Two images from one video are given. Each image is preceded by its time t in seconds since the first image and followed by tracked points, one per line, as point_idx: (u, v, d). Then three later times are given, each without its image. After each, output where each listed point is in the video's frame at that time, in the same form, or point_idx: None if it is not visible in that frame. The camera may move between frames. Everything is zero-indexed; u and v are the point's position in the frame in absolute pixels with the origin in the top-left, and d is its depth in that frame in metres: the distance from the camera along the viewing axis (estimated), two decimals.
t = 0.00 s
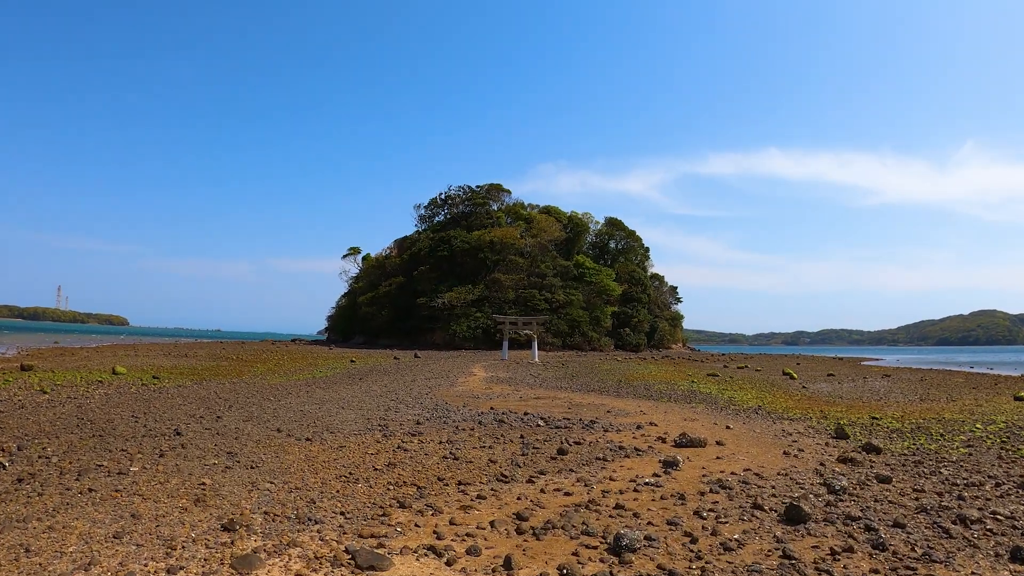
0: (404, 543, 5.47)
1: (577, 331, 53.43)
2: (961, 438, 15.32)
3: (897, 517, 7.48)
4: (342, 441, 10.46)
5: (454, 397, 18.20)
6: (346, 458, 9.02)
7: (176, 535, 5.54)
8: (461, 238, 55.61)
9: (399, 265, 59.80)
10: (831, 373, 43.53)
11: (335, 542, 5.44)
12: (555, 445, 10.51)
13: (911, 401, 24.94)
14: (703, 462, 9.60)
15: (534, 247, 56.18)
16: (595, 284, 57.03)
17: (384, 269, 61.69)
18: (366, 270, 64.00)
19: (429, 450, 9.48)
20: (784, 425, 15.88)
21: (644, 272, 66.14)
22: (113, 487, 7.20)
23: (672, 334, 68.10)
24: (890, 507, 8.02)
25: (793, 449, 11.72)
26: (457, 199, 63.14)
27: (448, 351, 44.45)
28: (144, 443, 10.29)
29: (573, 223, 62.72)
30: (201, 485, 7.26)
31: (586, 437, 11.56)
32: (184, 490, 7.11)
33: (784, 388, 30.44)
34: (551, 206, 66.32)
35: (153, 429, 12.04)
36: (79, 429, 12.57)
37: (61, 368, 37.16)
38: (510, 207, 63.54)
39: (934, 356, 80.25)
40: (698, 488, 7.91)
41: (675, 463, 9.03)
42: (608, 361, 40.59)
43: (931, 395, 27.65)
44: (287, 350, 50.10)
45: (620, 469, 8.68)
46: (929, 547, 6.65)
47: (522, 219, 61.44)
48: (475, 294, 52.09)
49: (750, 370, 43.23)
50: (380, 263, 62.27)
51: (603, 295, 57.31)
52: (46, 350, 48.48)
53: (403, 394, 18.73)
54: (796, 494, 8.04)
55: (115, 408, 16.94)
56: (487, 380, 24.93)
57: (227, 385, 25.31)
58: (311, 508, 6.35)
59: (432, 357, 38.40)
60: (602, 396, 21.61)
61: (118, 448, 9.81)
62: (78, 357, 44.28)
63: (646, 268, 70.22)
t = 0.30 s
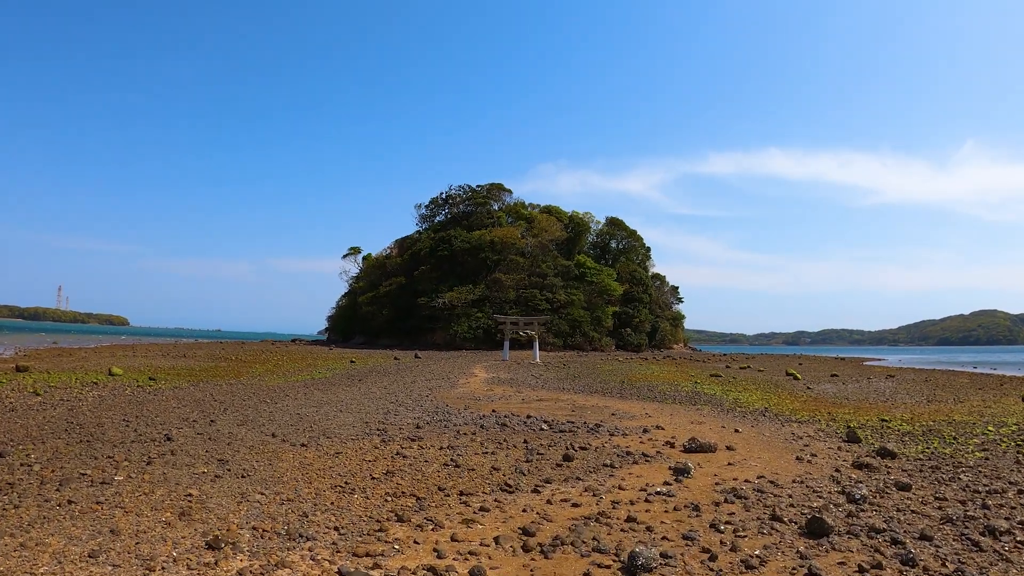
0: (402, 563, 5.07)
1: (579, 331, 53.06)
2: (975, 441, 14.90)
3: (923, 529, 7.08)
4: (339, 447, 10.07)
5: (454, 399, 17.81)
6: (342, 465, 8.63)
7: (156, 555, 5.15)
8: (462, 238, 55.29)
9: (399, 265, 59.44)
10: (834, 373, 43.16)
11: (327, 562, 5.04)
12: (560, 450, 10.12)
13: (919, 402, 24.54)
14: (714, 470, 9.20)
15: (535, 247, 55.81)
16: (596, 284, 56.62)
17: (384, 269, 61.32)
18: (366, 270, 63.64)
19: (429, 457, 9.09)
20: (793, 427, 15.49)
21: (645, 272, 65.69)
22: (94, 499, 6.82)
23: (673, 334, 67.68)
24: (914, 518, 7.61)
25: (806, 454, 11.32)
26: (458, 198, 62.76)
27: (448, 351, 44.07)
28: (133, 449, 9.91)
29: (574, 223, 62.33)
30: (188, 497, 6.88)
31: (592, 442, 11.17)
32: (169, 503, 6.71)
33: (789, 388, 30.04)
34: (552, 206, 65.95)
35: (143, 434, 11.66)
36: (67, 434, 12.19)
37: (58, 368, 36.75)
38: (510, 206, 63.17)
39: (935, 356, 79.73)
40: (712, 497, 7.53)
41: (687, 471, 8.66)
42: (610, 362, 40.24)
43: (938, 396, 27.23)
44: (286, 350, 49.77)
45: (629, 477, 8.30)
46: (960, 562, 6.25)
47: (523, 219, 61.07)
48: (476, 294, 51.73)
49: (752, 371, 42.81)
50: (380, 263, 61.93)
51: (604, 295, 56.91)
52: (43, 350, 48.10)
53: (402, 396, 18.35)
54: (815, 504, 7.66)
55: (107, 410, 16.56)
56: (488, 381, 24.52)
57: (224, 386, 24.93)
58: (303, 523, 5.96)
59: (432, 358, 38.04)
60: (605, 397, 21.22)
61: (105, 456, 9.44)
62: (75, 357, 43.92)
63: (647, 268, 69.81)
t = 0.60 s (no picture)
0: None
1: (578, 330, 52.66)
2: (987, 441, 14.50)
3: (948, 536, 6.71)
4: (332, 449, 9.70)
5: (453, 399, 17.39)
6: (335, 469, 8.25)
7: (130, 568, 4.77)
8: (460, 237, 55.03)
9: (398, 264, 58.99)
10: (836, 373, 42.77)
11: None
12: (562, 452, 9.75)
13: (924, 402, 24.17)
14: (723, 472, 8.84)
15: (534, 246, 55.41)
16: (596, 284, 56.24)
17: (382, 268, 60.86)
18: (365, 270, 63.21)
19: (427, 460, 8.71)
20: (800, 428, 15.09)
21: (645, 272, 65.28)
22: (70, 507, 6.44)
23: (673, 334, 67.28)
24: (936, 523, 7.24)
25: (816, 456, 10.96)
26: (457, 197, 62.36)
27: (447, 351, 43.66)
28: (117, 452, 9.54)
29: (573, 223, 61.92)
30: (170, 504, 6.48)
31: (595, 443, 10.80)
32: (148, 511, 6.33)
33: (791, 388, 29.63)
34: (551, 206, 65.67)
35: (130, 436, 11.27)
36: (51, 435, 11.77)
37: (51, 368, 36.25)
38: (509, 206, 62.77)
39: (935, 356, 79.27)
40: (724, 503, 7.16)
41: (696, 475, 8.30)
42: (610, 362, 39.86)
43: (943, 396, 26.84)
44: (284, 350, 49.32)
45: (635, 481, 7.93)
46: (991, 571, 5.87)
47: (522, 218, 60.66)
48: (475, 293, 51.34)
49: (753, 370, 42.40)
50: (379, 263, 61.49)
51: (603, 295, 56.54)
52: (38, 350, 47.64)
53: (400, 397, 17.95)
54: (832, 509, 7.29)
55: (97, 411, 16.12)
56: (487, 382, 24.07)
57: (218, 387, 24.49)
58: (291, 532, 5.58)
59: (431, 358, 37.61)
60: (606, 397, 20.82)
61: (87, 459, 9.06)
62: (70, 357, 43.44)
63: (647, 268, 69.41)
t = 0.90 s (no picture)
0: None
1: (577, 330, 52.31)
2: (997, 443, 14.15)
3: (973, 548, 6.36)
4: (325, 456, 9.31)
5: (451, 401, 17.03)
6: (326, 477, 7.87)
7: None
8: (458, 236, 54.64)
9: (396, 264, 58.53)
10: (836, 372, 42.46)
11: None
12: (564, 458, 9.39)
13: (929, 402, 23.82)
14: (733, 479, 8.49)
15: (532, 245, 55.05)
16: (594, 283, 55.90)
17: (380, 268, 60.43)
18: (363, 269, 62.79)
19: (424, 467, 8.34)
20: (806, 430, 14.74)
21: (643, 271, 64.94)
22: (44, 521, 6.10)
23: (671, 334, 66.95)
24: (959, 534, 6.89)
25: (827, 461, 10.61)
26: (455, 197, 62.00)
27: (445, 351, 43.28)
28: (101, 460, 9.17)
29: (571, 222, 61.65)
30: (150, 518, 6.12)
31: (598, 448, 10.43)
32: (126, 526, 5.97)
33: (792, 388, 29.25)
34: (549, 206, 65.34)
35: (116, 442, 10.88)
36: (35, 440, 11.40)
37: (44, 369, 35.79)
38: (508, 205, 62.44)
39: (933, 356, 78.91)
40: (737, 513, 6.82)
41: (705, 482, 7.97)
42: (609, 362, 39.56)
43: (946, 396, 26.52)
44: (281, 350, 48.84)
45: (642, 490, 7.58)
46: None
47: (520, 217, 60.29)
48: (473, 293, 50.97)
49: (753, 370, 42.04)
50: (376, 262, 61.05)
51: (602, 294, 56.21)
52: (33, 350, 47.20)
53: (396, 399, 17.56)
54: (850, 520, 6.94)
55: (85, 414, 15.71)
56: (486, 382, 23.73)
57: (212, 388, 24.06)
58: (276, 549, 5.21)
59: (428, 358, 37.24)
60: (607, 399, 20.44)
61: (68, 467, 8.67)
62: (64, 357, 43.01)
63: (645, 267, 69.07)
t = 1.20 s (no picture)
0: None
1: (576, 331, 51.96)
2: (1010, 445, 13.82)
3: (1004, 557, 6.02)
4: (321, 459, 8.98)
5: (450, 402, 16.69)
6: (320, 483, 7.51)
7: None
8: (457, 236, 54.29)
9: (394, 264, 58.15)
10: (839, 373, 42.14)
11: None
12: (569, 462, 9.04)
13: (935, 402, 23.46)
14: (745, 483, 8.17)
15: (532, 246, 54.70)
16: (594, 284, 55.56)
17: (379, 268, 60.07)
18: (362, 270, 62.47)
19: (423, 472, 7.99)
20: (814, 431, 14.41)
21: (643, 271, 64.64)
22: (19, 531, 5.75)
23: (671, 334, 66.65)
24: (987, 542, 6.54)
25: (839, 464, 10.27)
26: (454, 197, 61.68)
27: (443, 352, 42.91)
28: (86, 464, 8.83)
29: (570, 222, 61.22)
30: (131, 528, 5.78)
31: (602, 451, 10.08)
32: (106, 536, 5.63)
33: (795, 389, 28.93)
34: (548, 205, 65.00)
35: (103, 445, 10.53)
36: (21, 443, 11.04)
37: (40, 370, 35.41)
38: (507, 205, 62.13)
39: (934, 357, 78.60)
40: (753, 521, 6.49)
41: (716, 487, 7.64)
42: (609, 362, 39.25)
43: (952, 396, 26.15)
44: (279, 350, 48.41)
45: (652, 496, 7.23)
46: None
47: (520, 218, 59.90)
48: (472, 293, 50.61)
49: (754, 371, 41.72)
50: (375, 263, 60.69)
51: (602, 295, 55.88)
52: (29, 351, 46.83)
53: (394, 400, 17.19)
54: (871, 527, 6.60)
55: (76, 416, 15.35)
56: (486, 383, 23.43)
57: (207, 389, 23.67)
58: (264, 563, 4.87)
59: (427, 358, 36.84)
60: (609, 400, 20.07)
61: (50, 471, 8.34)
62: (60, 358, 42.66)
63: (645, 267, 68.77)
